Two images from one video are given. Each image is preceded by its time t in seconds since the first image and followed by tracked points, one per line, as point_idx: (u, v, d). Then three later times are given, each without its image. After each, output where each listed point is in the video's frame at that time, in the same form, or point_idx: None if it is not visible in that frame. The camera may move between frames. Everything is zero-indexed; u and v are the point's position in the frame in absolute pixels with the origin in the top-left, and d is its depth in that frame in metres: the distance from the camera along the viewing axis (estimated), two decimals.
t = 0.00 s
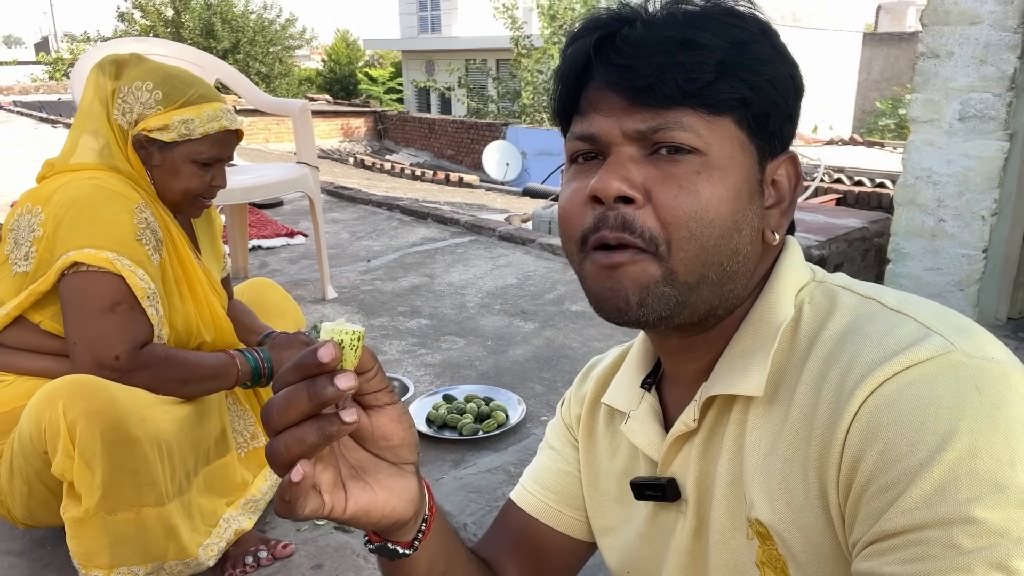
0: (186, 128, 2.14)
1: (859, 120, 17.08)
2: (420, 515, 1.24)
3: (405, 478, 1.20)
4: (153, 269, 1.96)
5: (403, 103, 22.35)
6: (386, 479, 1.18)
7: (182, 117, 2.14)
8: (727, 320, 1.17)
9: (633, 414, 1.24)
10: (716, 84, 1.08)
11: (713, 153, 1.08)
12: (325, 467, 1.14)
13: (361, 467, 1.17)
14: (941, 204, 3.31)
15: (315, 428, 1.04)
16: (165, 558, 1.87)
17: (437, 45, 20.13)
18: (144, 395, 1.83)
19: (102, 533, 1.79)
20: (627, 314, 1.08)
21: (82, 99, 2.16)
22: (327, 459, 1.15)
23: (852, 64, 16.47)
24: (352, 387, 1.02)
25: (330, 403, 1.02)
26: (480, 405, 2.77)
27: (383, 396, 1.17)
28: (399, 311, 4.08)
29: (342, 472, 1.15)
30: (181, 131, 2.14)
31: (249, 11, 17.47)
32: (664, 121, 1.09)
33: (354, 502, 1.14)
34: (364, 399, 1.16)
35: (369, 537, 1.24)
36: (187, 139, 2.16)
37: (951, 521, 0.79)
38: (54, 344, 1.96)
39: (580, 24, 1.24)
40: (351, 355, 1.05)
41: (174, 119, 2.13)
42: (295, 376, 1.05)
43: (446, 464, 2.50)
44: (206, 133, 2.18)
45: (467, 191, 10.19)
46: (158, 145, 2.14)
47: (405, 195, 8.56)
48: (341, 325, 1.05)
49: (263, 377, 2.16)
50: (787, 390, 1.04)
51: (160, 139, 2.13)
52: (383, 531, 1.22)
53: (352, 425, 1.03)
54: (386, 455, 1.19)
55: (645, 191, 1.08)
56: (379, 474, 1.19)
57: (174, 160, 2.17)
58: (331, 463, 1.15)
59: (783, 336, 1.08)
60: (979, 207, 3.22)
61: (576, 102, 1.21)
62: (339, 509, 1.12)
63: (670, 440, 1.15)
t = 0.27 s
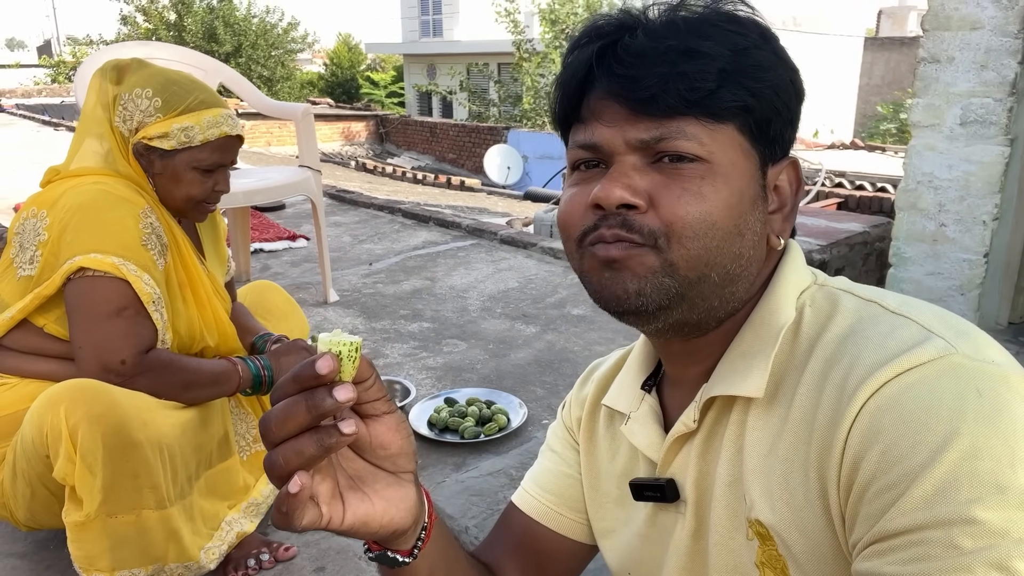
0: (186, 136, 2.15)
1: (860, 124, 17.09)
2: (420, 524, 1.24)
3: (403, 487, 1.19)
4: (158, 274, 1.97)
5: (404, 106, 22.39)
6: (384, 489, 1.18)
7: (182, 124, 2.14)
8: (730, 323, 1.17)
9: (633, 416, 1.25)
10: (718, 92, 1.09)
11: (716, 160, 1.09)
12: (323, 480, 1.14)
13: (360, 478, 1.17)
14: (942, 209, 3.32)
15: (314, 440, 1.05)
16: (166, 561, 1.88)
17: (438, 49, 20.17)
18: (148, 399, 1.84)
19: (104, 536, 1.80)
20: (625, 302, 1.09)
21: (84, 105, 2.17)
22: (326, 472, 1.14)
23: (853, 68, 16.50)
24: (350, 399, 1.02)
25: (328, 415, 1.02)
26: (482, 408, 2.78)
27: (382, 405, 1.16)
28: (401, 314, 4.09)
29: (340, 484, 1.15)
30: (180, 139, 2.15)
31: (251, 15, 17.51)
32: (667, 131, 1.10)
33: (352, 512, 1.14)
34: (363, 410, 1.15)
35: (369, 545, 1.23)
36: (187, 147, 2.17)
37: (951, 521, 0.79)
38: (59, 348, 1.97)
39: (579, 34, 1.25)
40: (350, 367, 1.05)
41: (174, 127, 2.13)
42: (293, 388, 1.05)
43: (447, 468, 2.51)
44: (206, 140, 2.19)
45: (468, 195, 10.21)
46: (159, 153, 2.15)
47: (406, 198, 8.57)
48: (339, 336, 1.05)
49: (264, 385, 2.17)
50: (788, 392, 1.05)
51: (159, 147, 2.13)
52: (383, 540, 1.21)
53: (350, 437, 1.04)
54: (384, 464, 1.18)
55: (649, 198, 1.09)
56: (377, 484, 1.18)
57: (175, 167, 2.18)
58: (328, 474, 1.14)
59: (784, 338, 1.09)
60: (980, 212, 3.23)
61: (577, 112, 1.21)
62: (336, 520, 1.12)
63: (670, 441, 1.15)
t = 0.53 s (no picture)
0: (188, 135, 2.17)
1: (858, 127, 17.12)
2: (416, 526, 1.25)
3: (399, 490, 1.21)
4: (158, 274, 1.97)
5: (404, 108, 22.40)
6: (380, 492, 1.19)
7: (185, 124, 2.16)
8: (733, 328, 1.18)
9: (629, 415, 1.25)
10: (720, 97, 1.10)
11: (720, 166, 1.10)
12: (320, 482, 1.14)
13: (356, 481, 1.17)
14: (939, 212, 3.33)
15: (310, 443, 1.04)
16: (166, 560, 1.89)
17: (438, 51, 20.18)
18: (147, 398, 1.84)
19: (104, 535, 1.80)
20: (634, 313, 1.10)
21: (84, 106, 2.18)
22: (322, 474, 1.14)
23: (852, 71, 16.53)
24: (348, 402, 1.02)
25: (325, 417, 1.02)
26: (480, 409, 2.79)
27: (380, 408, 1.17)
28: (400, 315, 4.09)
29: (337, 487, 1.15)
30: (183, 138, 2.16)
31: (251, 17, 17.52)
32: (671, 137, 1.11)
33: (347, 515, 1.14)
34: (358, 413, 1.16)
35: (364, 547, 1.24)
36: (190, 145, 2.19)
37: (943, 520, 0.80)
38: (59, 348, 1.97)
39: (577, 39, 1.24)
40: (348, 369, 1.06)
41: (177, 126, 2.15)
42: (290, 391, 1.05)
43: (446, 468, 2.51)
44: (208, 139, 2.21)
45: (467, 196, 10.22)
46: (162, 152, 2.17)
47: (405, 200, 8.58)
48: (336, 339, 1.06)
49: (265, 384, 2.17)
50: (784, 392, 1.05)
51: (162, 146, 2.14)
52: (379, 542, 1.22)
53: (348, 439, 1.03)
54: (380, 467, 1.19)
55: (654, 206, 1.09)
56: (373, 486, 1.19)
57: (177, 166, 2.20)
58: (325, 477, 1.15)
59: (781, 339, 1.09)
60: (977, 215, 3.24)
61: (578, 119, 1.21)
62: (333, 522, 1.13)
63: (666, 440, 1.16)
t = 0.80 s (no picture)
0: (193, 134, 2.17)
1: (854, 128, 17.16)
2: (411, 533, 1.24)
3: (394, 498, 1.20)
4: (156, 274, 1.97)
5: (400, 108, 22.39)
6: (375, 501, 1.18)
7: (190, 122, 2.17)
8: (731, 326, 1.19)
9: (626, 416, 1.26)
10: (713, 99, 1.10)
11: (711, 166, 1.11)
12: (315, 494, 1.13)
13: (351, 492, 1.17)
14: (934, 213, 3.34)
15: (307, 455, 1.04)
16: (162, 560, 1.89)
17: (434, 51, 20.17)
18: (143, 397, 1.84)
19: (100, 535, 1.80)
20: (632, 312, 1.11)
21: (84, 105, 2.18)
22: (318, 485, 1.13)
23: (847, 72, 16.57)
24: (344, 413, 1.02)
25: (321, 429, 1.03)
26: (476, 410, 2.79)
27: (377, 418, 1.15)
28: (396, 316, 4.09)
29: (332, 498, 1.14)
30: (188, 135, 2.16)
31: (247, 16, 17.50)
32: (663, 139, 1.11)
33: (343, 525, 1.14)
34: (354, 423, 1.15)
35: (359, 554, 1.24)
36: (194, 144, 2.19)
37: (938, 520, 0.81)
38: (56, 347, 1.97)
39: (573, 41, 1.24)
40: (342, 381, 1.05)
41: (182, 124, 2.15)
42: (285, 403, 1.05)
43: (442, 469, 2.52)
44: (212, 138, 2.21)
45: (464, 197, 10.22)
46: (166, 150, 2.16)
47: (402, 200, 8.58)
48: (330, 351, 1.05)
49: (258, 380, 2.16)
50: (781, 393, 1.06)
51: (167, 143, 2.15)
52: (374, 550, 1.22)
53: (346, 450, 1.04)
54: (375, 476, 1.18)
55: (645, 206, 1.10)
56: (368, 495, 1.18)
57: (181, 164, 2.20)
58: (321, 487, 1.14)
59: (778, 341, 1.10)
60: (972, 216, 3.25)
61: (572, 121, 1.22)
62: (329, 534, 1.12)
63: (663, 441, 1.16)
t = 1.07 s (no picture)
0: (182, 129, 2.15)
1: (846, 128, 17.23)
2: (393, 548, 1.21)
3: (378, 511, 1.17)
4: (147, 271, 1.95)
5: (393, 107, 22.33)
6: (358, 514, 1.15)
7: (179, 117, 2.14)
8: (708, 325, 1.17)
9: (626, 416, 1.25)
10: (663, 103, 1.04)
11: (662, 173, 1.06)
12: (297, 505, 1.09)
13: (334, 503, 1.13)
14: (928, 212, 3.34)
15: (284, 464, 1.00)
16: (153, 560, 1.86)
17: (427, 49, 20.14)
18: (135, 395, 1.82)
19: (90, 535, 1.78)
20: (581, 316, 1.13)
21: (75, 101, 2.15)
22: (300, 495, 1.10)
23: (839, 72, 16.64)
24: (318, 419, 0.98)
25: (297, 436, 0.99)
26: (470, 409, 2.77)
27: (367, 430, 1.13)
28: (389, 314, 4.07)
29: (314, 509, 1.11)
30: (178, 131, 2.14)
31: (239, 14, 17.42)
32: (610, 144, 1.07)
33: (325, 539, 1.10)
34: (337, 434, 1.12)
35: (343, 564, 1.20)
36: (184, 139, 2.16)
37: (948, 523, 0.80)
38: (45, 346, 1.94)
39: (548, 39, 1.21)
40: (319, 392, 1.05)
41: (171, 119, 2.13)
42: (263, 408, 1.04)
43: (436, 468, 2.50)
44: (202, 133, 2.19)
45: (457, 196, 10.20)
46: (155, 145, 2.13)
47: (394, 199, 8.55)
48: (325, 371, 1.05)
49: (249, 375, 2.14)
50: (785, 393, 1.05)
51: (156, 139, 2.12)
52: (356, 561, 1.18)
53: (327, 458, 0.99)
54: (360, 489, 1.15)
55: (592, 213, 1.09)
56: (352, 507, 1.15)
57: (170, 160, 2.17)
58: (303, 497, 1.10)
59: (781, 340, 1.08)
60: (965, 215, 3.26)
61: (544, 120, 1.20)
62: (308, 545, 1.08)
63: (664, 442, 1.15)
